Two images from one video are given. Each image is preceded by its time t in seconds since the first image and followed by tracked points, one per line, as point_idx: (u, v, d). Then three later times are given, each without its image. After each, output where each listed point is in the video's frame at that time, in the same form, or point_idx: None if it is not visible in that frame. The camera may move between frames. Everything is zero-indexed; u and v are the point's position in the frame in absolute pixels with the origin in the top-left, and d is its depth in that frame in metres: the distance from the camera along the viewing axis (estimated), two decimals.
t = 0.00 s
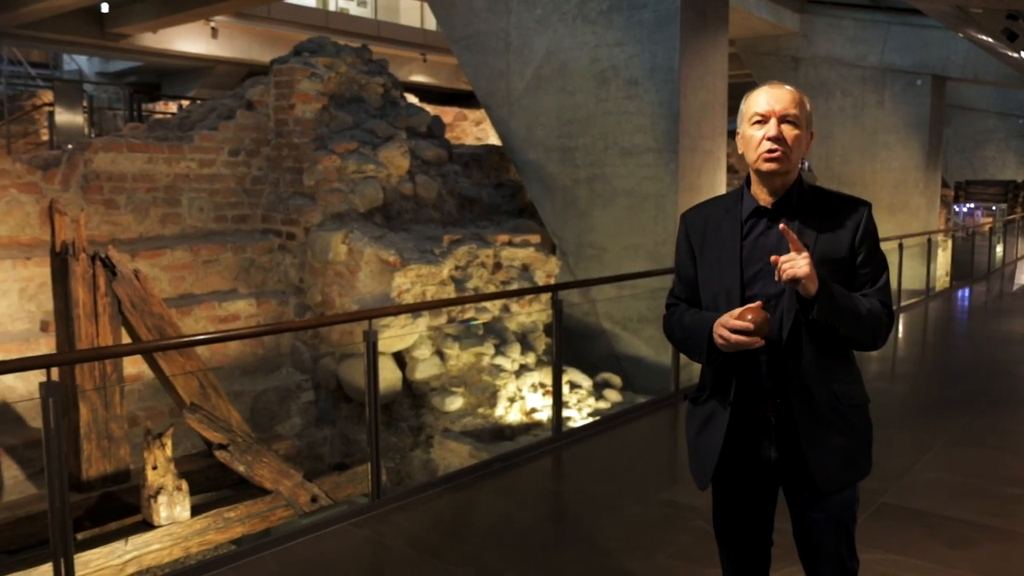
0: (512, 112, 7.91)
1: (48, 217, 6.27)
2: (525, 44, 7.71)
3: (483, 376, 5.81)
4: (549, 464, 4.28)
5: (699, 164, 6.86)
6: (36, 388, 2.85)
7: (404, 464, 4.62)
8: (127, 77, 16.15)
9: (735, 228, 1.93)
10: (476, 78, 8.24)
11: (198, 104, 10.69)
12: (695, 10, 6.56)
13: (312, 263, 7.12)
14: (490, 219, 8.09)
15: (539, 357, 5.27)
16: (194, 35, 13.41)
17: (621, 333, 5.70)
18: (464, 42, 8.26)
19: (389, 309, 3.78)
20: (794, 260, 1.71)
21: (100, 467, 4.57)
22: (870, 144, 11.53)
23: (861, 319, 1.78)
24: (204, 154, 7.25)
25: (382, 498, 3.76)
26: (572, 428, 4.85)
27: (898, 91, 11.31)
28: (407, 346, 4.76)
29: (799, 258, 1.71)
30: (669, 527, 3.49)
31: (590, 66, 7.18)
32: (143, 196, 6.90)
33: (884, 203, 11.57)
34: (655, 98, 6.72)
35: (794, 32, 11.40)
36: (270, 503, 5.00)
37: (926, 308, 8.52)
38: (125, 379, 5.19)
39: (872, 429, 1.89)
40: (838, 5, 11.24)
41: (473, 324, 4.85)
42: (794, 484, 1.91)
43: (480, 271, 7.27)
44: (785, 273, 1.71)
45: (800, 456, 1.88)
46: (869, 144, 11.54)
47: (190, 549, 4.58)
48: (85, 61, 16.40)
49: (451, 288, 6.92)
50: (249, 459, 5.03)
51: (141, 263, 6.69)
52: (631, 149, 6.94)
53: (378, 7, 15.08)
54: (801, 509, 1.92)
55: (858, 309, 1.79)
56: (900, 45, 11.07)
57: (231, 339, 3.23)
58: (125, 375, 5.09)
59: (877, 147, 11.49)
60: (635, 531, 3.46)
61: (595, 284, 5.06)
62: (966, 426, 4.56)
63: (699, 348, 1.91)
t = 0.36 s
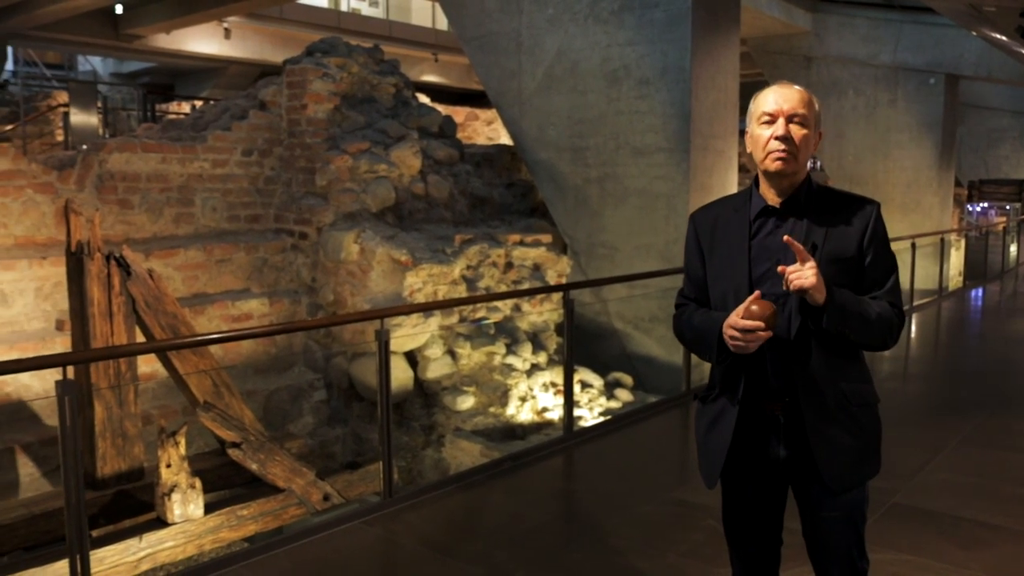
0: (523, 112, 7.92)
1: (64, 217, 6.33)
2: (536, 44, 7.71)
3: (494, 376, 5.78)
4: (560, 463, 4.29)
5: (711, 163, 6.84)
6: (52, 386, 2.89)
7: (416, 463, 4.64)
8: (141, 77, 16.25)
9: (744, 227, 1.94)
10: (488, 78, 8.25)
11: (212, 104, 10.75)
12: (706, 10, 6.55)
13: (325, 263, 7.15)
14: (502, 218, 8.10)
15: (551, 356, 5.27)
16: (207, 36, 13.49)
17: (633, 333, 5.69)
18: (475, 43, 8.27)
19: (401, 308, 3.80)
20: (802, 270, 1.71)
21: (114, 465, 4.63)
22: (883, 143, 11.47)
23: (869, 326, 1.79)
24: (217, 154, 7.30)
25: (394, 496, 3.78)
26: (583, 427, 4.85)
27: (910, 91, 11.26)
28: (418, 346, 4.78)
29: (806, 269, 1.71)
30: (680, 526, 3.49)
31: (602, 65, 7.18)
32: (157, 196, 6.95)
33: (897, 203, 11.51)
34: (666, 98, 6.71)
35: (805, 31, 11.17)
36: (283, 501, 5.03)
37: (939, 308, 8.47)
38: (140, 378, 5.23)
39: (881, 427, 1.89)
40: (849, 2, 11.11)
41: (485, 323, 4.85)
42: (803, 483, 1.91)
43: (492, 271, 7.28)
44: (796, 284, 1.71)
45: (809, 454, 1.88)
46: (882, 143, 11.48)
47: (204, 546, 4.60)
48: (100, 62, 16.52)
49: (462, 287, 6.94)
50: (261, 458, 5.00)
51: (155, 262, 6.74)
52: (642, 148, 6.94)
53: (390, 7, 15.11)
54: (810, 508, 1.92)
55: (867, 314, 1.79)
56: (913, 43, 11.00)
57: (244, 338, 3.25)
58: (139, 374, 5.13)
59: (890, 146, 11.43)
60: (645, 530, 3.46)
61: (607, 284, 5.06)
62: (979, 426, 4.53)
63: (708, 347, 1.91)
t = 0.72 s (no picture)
0: (534, 111, 7.92)
1: (78, 217, 6.38)
2: (547, 43, 7.71)
3: (505, 375, 5.79)
4: (571, 463, 4.29)
5: (722, 163, 6.82)
6: (67, 385, 2.91)
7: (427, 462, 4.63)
8: (154, 77, 16.34)
9: (755, 227, 1.93)
10: (499, 78, 8.24)
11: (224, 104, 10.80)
12: (718, 9, 6.53)
13: (336, 262, 7.17)
14: (513, 218, 8.10)
15: (562, 355, 5.29)
16: (219, 36, 13.55)
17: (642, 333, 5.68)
18: (486, 43, 8.27)
19: (412, 308, 3.81)
20: (813, 345, 1.76)
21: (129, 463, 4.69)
22: (896, 143, 11.41)
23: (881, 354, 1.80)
24: (229, 154, 7.33)
25: (405, 496, 3.78)
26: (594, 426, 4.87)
27: (923, 90, 11.20)
28: (430, 345, 4.79)
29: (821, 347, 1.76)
30: (690, 526, 3.48)
31: (613, 65, 7.17)
32: (170, 196, 7.00)
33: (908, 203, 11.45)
34: (677, 98, 6.70)
35: (816, 30, 11.00)
36: (295, 500, 5.05)
37: (952, 308, 8.42)
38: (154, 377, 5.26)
39: (891, 429, 1.89)
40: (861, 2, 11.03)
41: (495, 323, 4.86)
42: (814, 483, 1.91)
43: (503, 270, 7.30)
44: (796, 350, 1.77)
45: (820, 455, 1.88)
46: (895, 143, 11.42)
47: (216, 544, 4.58)
48: (113, 62, 16.62)
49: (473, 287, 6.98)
50: (274, 456, 5.10)
51: (168, 262, 6.77)
52: (653, 148, 6.93)
53: (402, 6, 15.13)
54: (821, 510, 1.91)
55: (874, 344, 1.80)
56: (925, 42, 10.95)
57: (258, 337, 3.26)
58: (152, 373, 5.17)
59: (902, 146, 11.38)
60: (658, 530, 3.46)
61: (617, 283, 5.06)
62: (992, 427, 4.50)
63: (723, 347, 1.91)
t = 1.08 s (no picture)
0: (545, 110, 7.91)
1: (92, 216, 6.42)
2: (558, 43, 7.70)
3: (516, 373, 5.78)
4: (581, 462, 4.29)
5: (733, 163, 6.80)
6: (81, 383, 2.92)
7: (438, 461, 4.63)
8: (166, 77, 16.43)
9: (766, 227, 1.92)
10: (509, 78, 8.24)
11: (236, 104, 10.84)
12: (729, 8, 6.51)
13: (347, 261, 7.19)
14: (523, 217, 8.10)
15: (572, 354, 5.28)
16: (230, 36, 13.61)
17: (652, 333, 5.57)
18: (497, 43, 8.26)
19: (423, 307, 3.82)
20: (825, 348, 1.75)
21: (141, 461, 4.87)
22: (908, 142, 11.35)
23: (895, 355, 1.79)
24: (241, 153, 7.36)
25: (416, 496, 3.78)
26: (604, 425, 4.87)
27: (935, 89, 11.15)
28: (441, 344, 4.79)
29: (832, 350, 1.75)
30: (701, 526, 3.48)
31: (624, 64, 7.15)
32: (182, 195, 7.03)
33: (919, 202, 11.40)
34: (689, 97, 6.68)
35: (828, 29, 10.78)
36: (307, 498, 5.04)
37: (964, 308, 8.37)
38: (166, 375, 5.29)
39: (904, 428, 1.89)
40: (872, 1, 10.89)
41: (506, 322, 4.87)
42: (827, 483, 1.90)
43: (514, 270, 7.29)
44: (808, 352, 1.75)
45: (834, 455, 1.87)
46: (908, 142, 11.35)
47: (227, 542, 4.58)
48: (126, 62, 16.71)
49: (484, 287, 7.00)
50: (286, 454, 5.14)
51: (181, 261, 6.80)
52: (664, 147, 6.91)
53: (412, 7, 15.13)
54: (834, 510, 1.90)
55: (888, 344, 1.79)
56: (938, 41, 10.93)
57: (270, 336, 3.27)
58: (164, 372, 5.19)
59: (913, 146, 11.33)
60: (669, 530, 3.46)
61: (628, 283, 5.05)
62: (1005, 427, 4.48)
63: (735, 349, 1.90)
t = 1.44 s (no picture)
0: (551, 110, 7.90)
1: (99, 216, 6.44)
2: (563, 42, 7.69)
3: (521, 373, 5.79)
4: (587, 462, 4.28)
5: (739, 162, 6.79)
6: (88, 382, 2.92)
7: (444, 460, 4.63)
8: (172, 78, 16.47)
9: (770, 227, 1.91)
10: (516, 77, 8.23)
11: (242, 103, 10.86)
12: (735, 8, 6.49)
13: (353, 261, 7.19)
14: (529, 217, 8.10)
15: (578, 354, 5.29)
16: (237, 36, 13.64)
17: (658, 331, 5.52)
18: (503, 43, 8.27)
19: (428, 307, 3.82)
20: (838, 344, 1.74)
21: (148, 459, 4.96)
22: (914, 142, 11.32)
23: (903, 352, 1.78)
24: (248, 153, 7.37)
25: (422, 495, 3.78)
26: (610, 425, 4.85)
27: (942, 88, 11.06)
28: (446, 344, 4.79)
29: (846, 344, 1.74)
30: (707, 526, 3.47)
31: (630, 64, 7.13)
32: (188, 195, 7.04)
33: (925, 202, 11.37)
34: (695, 97, 6.66)
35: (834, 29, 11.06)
36: (313, 497, 5.04)
37: (971, 308, 8.34)
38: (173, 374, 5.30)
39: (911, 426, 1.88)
40: None
41: (512, 321, 4.86)
42: (835, 483, 1.89)
43: (519, 269, 7.29)
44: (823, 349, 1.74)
45: (842, 454, 1.86)
46: (915, 141, 11.31)
47: (233, 541, 4.65)
48: (132, 62, 16.75)
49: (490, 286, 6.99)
50: (292, 454, 5.14)
51: (187, 260, 6.82)
52: (670, 147, 6.90)
53: (418, 7, 15.14)
54: (842, 508, 1.90)
55: (894, 343, 1.78)
56: (943, 40, 10.77)
57: (275, 336, 3.27)
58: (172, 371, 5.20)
59: (919, 145, 11.29)
60: (674, 529, 3.45)
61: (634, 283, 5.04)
62: (1012, 427, 4.46)
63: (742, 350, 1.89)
